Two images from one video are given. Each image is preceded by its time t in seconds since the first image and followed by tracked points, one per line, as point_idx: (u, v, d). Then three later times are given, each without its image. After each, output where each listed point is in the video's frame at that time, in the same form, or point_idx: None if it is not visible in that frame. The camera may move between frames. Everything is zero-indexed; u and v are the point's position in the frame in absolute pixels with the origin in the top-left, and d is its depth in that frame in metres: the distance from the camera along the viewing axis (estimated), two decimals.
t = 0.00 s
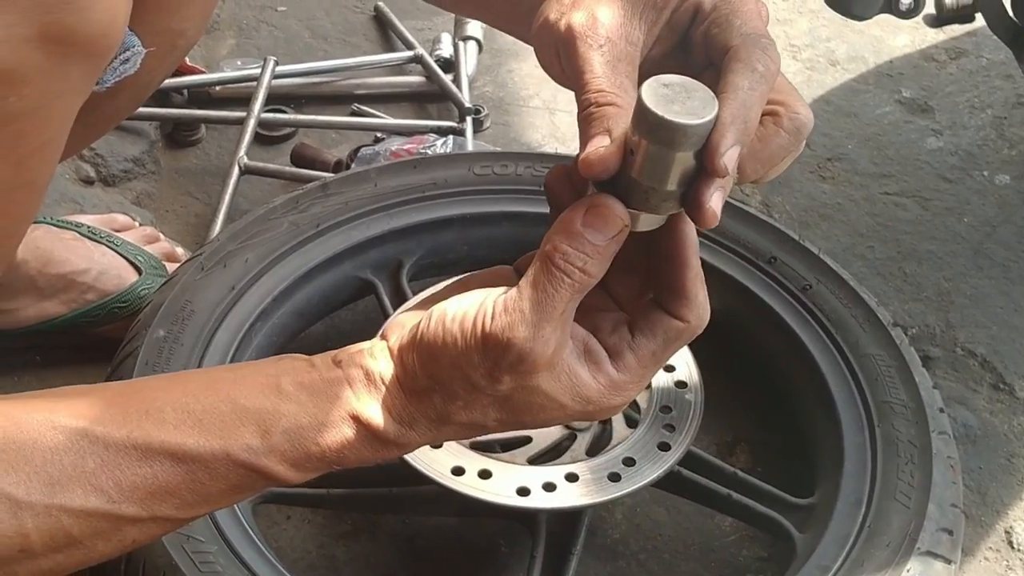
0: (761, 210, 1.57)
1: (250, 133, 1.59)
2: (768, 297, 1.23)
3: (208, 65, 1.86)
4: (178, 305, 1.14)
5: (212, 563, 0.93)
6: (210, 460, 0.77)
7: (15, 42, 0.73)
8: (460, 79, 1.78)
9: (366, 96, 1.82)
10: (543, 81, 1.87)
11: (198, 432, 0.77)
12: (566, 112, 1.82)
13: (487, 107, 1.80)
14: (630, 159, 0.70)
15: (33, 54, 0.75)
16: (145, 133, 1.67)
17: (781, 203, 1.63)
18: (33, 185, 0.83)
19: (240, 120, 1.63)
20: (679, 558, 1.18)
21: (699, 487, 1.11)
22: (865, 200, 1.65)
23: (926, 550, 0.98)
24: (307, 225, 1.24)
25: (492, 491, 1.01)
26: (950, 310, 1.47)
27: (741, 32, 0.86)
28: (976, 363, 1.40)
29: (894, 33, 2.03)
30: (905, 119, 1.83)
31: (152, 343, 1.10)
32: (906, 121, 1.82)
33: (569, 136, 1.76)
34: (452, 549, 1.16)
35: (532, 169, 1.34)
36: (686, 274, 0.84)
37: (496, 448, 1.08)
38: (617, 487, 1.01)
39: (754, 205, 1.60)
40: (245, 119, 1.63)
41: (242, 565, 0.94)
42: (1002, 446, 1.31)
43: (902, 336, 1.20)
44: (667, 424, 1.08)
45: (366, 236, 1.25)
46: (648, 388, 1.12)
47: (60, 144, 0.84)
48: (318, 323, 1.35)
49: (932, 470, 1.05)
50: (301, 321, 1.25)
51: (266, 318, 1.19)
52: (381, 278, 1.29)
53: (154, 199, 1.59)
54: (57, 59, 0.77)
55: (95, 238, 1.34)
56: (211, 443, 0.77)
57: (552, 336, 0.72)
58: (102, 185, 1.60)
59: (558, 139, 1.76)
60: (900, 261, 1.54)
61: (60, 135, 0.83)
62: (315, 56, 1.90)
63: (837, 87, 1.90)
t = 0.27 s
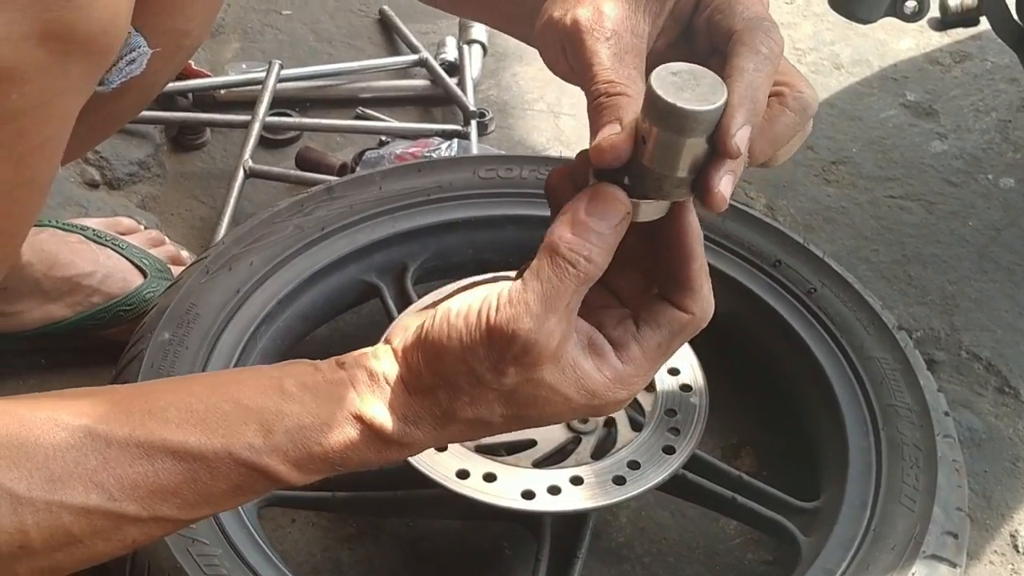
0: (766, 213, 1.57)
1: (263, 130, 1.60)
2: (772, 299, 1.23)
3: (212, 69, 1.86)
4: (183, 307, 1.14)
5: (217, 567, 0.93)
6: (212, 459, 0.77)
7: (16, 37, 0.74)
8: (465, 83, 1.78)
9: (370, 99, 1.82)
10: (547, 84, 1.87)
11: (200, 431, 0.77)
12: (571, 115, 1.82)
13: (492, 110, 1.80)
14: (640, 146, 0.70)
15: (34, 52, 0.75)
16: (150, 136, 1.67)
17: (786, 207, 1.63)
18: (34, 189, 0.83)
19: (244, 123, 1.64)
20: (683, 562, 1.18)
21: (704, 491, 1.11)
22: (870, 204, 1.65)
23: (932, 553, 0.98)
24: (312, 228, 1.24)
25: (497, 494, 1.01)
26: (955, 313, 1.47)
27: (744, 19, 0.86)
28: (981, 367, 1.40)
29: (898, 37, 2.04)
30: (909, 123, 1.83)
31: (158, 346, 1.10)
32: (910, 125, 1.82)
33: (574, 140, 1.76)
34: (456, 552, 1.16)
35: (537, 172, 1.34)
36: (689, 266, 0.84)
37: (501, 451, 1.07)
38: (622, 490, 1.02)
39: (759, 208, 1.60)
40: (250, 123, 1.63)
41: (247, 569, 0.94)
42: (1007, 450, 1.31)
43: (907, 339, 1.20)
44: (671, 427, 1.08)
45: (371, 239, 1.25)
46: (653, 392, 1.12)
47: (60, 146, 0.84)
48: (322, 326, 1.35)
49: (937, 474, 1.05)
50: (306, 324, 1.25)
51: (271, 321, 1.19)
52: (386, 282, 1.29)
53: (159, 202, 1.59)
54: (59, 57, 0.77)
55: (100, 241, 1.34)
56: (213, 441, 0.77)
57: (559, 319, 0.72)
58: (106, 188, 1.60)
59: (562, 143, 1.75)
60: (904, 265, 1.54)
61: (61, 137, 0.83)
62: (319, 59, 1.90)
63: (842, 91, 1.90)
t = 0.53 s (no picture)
0: (773, 215, 1.57)
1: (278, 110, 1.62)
2: (779, 301, 1.24)
3: (219, 70, 1.86)
4: (190, 308, 1.14)
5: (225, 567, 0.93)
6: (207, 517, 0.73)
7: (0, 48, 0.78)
8: (471, 84, 1.78)
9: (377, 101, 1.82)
10: (554, 86, 1.87)
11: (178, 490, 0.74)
12: (577, 117, 1.81)
13: (498, 111, 1.80)
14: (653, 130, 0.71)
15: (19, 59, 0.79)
16: (157, 137, 1.67)
17: (792, 209, 1.63)
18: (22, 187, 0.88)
19: (252, 124, 1.64)
20: (690, 564, 1.18)
21: (710, 492, 1.11)
22: (877, 205, 1.65)
23: (939, 555, 0.98)
24: (319, 229, 1.24)
25: (505, 495, 1.01)
26: (961, 315, 1.47)
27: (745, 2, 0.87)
28: (987, 368, 1.40)
29: (904, 39, 2.04)
30: (916, 125, 1.83)
31: (165, 347, 1.10)
32: (917, 126, 1.82)
33: (580, 141, 1.76)
34: (463, 553, 1.17)
35: (544, 174, 1.34)
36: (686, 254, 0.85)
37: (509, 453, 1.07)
38: (629, 492, 1.02)
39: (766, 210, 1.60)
40: (257, 123, 1.64)
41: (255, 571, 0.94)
42: (1014, 451, 1.31)
43: (914, 341, 1.20)
44: (678, 429, 1.08)
45: (377, 241, 1.25)
46: (660, 394, 1.12)
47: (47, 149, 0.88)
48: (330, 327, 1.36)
49: (944, 475, 1.05)
50: (314, 326, 1.25)
51: (279, 323, 1.19)
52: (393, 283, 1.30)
53: (166, 203, 1.59)
54: (44, 68, 0.81)
55: (107, 241, 1.34)
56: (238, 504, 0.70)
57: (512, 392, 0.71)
58: (114, 189, 1.59)
59: (568, 144, 1.75)
60: (911, 266, 1.54)
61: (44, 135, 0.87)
62: (326, 60, 1.91)
63: (848, 93, 1.90)
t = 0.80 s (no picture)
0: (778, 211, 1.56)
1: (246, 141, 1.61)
2: (785, 297, 1.23)
3: (224, 65, 1.86)
4: (194, 303, 1.13)
5: (228, 564, 0.93)
6: None
7: None
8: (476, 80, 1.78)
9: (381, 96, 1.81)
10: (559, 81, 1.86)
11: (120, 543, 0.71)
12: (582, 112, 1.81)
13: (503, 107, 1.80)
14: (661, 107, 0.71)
15: (16, 31, 0.78)
16: (161, 132, 1.67)
17: (798, 205, 1.62)
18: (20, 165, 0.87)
19: (255, 120, 1.64)
20: (696, 561, 1.18)
21: (716, 489, 1.10)
22: (883, 202, 1.64)
23: (946, 553, 0.97)
24: (323, 225, 1.24)
25: (509, 492, 1.00)
26: (968, 312, 1.46)
27: None
28: (994, 366, 1.39)
29: (911, 35, 2.03)
30: (922, 121, 1.82)
31: (168, 342, 1.10)
32: (923, 123, 1.81)
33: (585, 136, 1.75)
34: (467, 551, 1.16)
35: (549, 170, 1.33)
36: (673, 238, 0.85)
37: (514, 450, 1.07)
38: (634, 488, 1.01)
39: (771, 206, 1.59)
40: (261, 119, 1.63)
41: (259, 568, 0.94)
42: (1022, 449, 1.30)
43: (921, 338, 1.19)
44: (684, 426, 1.08)
45: (382, 237, 1.25)
46: (665, 391, 1.11)
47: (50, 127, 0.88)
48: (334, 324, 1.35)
49: (951, 473, 1.04)
50: (318, 322, 1.25)
51: (283, 318, 1.19)
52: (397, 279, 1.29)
53: (169, 198, 1.58)
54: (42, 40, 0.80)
55: (110, 237, 1.34)
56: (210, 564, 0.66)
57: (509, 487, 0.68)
58: (117, 185, 1.59)
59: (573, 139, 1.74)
60: (918, 263, 1.53)
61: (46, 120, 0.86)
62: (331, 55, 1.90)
63: (854, 89, 1.89)
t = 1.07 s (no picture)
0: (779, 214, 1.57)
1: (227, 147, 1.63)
2: (786, 299, 1.23)
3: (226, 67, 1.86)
4: (197, 303, 1.14)
5: (230, 564, 0.93)
6: None
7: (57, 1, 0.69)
8: (478, 82, 1.79)
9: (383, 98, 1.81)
10: (561, 83, 1.87)
11: None
12: (584, 114, 1.81)
13: (505, 109, 1.80)
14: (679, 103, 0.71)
15: (72, 16, 0.71)
16: (163, 133, 1.67)
17: (799, 208, 1.63)
18: (55, 158, 0.79)
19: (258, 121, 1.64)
20: (696, 563, 1.18)
21: (716, 491, 1.10)
22: (883, 204, 1.64)
23: (945, 555, 0.98)
24: (325, 226, 1.25)
25: (511, 493, 1.00)
26: (968, 314, 1.46)
27: None
28: (994, 369, 1.40)
29: (912, 38, 2.03)
30: (923, 124, 1.82)
31: (171, 342, 1.10)
32: (924, 125, 1.82)
33: (586, 138, 1.76)
34: (468, 551, 1.16)
35: (550, 171, 1.34)
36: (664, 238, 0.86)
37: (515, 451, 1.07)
38: (635, 490, 1.01)
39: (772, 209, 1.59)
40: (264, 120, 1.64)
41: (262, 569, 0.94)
42: (1021, 452, 1.30)
43: (921, 340, 1.20)
44: (685, 427, 1.08)
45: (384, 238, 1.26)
46: (665, 392, 1.12)
47: (91, 113, 0.80)
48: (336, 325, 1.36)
49: (950, 475, 1.05)
50: (321, 323, 1.25)
51: (285, 319, 1.19)
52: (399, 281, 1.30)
53: (172, 199, 1.59)
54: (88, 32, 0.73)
55: (111, 236, 1.34)
56: None
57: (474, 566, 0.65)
58: (120, 185, 1.59)
59: (574, 141, 1.75)
60: (918, 266, 1.53)
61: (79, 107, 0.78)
62: (333, 57, 1.90)
63: (855, 92, 1.90)
